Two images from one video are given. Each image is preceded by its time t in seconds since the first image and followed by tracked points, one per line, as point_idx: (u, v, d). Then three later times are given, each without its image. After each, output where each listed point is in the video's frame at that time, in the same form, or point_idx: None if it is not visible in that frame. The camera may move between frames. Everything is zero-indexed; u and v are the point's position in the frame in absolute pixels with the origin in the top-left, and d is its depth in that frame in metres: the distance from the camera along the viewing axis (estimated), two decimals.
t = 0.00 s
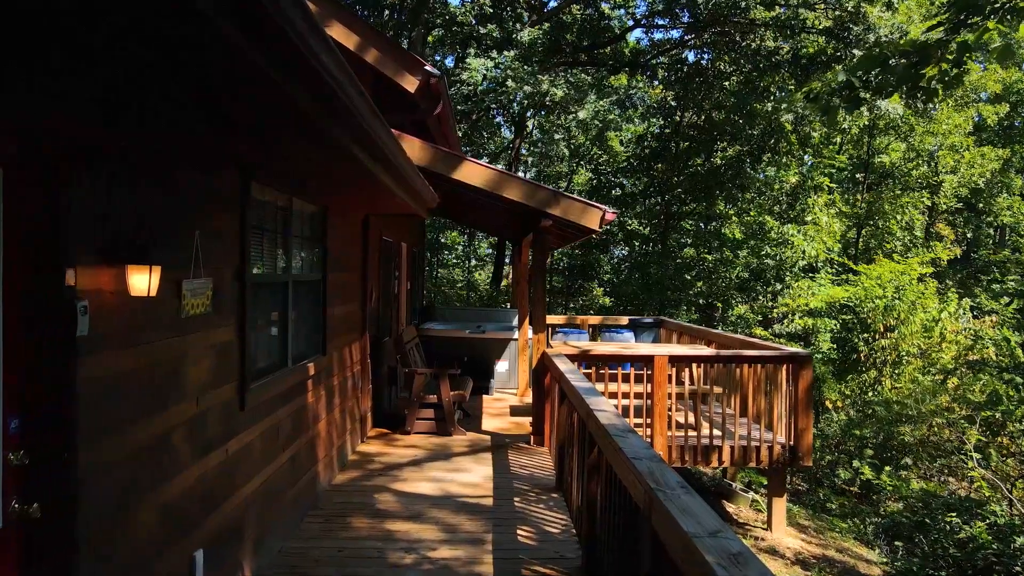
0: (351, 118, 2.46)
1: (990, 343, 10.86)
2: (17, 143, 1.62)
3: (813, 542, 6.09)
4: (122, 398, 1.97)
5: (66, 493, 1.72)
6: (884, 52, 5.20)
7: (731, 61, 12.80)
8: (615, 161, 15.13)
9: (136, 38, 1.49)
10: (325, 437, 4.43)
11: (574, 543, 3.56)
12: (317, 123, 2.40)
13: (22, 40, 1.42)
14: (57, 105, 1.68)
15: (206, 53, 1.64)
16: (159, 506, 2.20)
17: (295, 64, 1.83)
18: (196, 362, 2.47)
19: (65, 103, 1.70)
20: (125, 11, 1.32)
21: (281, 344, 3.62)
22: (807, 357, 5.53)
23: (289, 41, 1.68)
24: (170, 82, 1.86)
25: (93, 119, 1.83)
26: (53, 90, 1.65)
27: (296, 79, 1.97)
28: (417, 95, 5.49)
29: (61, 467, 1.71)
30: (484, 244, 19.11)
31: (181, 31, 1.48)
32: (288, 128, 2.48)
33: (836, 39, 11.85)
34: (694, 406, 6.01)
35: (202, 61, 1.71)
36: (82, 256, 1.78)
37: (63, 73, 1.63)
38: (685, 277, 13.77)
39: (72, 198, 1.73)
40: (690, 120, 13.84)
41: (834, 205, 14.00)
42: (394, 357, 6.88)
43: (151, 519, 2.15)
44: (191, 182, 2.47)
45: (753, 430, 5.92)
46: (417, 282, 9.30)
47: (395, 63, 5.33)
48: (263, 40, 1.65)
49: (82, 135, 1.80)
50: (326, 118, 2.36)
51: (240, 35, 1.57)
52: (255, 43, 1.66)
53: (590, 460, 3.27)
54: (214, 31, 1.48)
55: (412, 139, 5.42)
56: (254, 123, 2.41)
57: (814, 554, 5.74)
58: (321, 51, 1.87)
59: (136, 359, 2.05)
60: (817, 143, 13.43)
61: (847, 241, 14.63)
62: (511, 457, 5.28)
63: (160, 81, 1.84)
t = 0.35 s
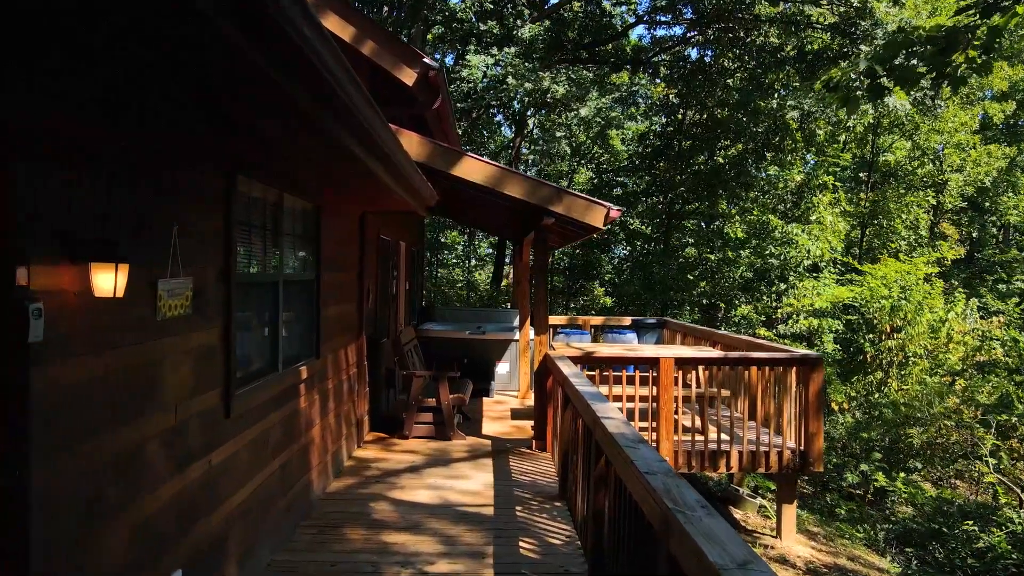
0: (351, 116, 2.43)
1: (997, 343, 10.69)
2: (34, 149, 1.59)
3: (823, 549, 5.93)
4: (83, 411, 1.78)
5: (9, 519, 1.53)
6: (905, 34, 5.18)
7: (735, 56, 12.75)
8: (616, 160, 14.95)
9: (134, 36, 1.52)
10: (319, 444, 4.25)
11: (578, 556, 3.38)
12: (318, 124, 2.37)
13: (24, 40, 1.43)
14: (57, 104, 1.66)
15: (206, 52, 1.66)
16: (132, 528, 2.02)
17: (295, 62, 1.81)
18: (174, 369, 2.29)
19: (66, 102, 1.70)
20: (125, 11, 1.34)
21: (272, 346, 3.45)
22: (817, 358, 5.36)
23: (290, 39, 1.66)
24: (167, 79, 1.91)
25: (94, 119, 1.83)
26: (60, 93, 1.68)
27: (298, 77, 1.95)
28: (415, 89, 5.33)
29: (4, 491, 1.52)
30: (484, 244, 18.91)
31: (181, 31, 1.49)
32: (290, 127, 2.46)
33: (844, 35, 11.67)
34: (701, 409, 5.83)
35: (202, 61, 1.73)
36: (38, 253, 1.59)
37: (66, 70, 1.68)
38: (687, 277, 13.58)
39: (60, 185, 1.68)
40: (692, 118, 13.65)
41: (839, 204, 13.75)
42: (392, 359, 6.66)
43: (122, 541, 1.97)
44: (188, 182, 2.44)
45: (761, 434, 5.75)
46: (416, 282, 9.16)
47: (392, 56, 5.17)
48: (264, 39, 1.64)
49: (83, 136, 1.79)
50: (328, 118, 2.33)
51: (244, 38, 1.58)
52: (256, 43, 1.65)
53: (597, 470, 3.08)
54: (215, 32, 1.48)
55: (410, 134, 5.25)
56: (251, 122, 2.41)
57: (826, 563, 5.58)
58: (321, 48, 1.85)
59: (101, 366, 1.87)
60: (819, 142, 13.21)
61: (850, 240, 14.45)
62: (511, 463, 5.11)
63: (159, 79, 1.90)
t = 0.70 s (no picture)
0: (351, 114, 2.40)
1: (1006, 344, 10.53)
2: (36, 152, 1.60)
3: (833, 558, 5.78)
4: (37, 428, 1.60)
5: None
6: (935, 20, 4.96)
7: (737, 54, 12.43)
8: (619, 159, 14.78)
9: (138, 35, 1.55)
10: (311, 453, 4.07)
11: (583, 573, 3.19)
12: (318, 124, 2.36)
13: (30, 39, 1.50)
14: (60, 101, 1.68)
15: (207, 52, 1.64)
16: (99, 554, 1.84)
17: (296, 62, 1.79)
18: (149, 378, 2.12)
19: (72, 101, 1.73)
20: (125, 10, 1.35)
21: (262, 352, 3.27)
22: (828, 362, 5.19)
23: (291, 38, 1.65)
24: (171, 78, 1.92)
25: (95, 119, 1.83)
26: (70, 95, 1.72)
27: (299, 78, 1.94)
28: (413, 82, 5.14)
29: None
30: (484, 244, 18.68)
31: (180, 30, 1.50)
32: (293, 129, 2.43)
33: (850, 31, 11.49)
34: (707, 414, 5.65)
35: (203, 61, 1.72)
36: None
37: (80, 65, 1.75)
38: (691, 277, 13.40)
39: (58, 183, 1.68)
40: (695, 115, 13.49)
41: (844, 203, 13.58)
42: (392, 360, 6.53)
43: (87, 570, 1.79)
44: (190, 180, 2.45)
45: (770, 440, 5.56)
46: (416, 282, 9.02)
47: (388, 47, 4.98)
48: (265, 39, 1.63)
49: (87, 135, 1.80)
50: (328, 118, 2.32)
51: (246, 37, 1.57)
52: (257, 43, 1.64)
53: (604, 483, 2.90)
54: (213, 31, 1.48)
55: (407, 129, 5.07)
56: (251, 124, 2.37)
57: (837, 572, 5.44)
58: (322, 49, 1.84)
59: (59, 381, 1.68)
60: (824, 141, 13.04)
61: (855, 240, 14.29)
62: (512, 469, 4.95)
63: (165, 77, 1.91)
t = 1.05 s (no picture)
0: (351, 114, 2.33)
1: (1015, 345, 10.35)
2: (36, 151, 1.58)
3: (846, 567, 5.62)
4: None
5: None
6: (966, 4, 4.78)
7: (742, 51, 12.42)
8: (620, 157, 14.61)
9: (138, 35, 1.52)
10: (304, 462, 3.88)
11: None
12: (318, 124, 2.31)
13: (31, 41, 1.49)
14: (62, 99, 1.66)
15: (207, 52, 1.60)
16: None
17: (296, 62, 1.76)
18: (120, 386, 1.95)
19: (72, 100, 1.70)
20: (124, 10, 1.33)
21: (250, 356, 3.10)
22: (841, 366, 5.00)
23: (291, 39, 1.61)
24: (172, 78, 1.89)
25: (95, 119, 1.80)
26: (70, 94, 1.70)
27: (300, 78, 1.91)
28: (411, 76, 4.96)
29: None
30: (485, 243, 18.37)
31: (181, 31, 1.47)
32: (293, 128, 2.39)
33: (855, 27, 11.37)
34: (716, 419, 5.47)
35: (203, 60, 1.68)
36: None
37: (80, 66, 1.73)
38: (694, 277, 13.20)
39: (59, 184, 1.66)
40: (698, 113, 13.32)
41: (849, 203, 13.43)
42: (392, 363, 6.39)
43: None
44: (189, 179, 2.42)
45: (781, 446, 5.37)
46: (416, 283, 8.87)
47: (385, 40, 4.80)
48: (265, 40, 1.60)
49: (87, 135, 1.77)
50: (328, 117, 2.26)
51: (245, 36, 1.53)
52: (256, 44, 1.61)
53: (613, 497, 2.73)
54: (214, 32, 1.44)
55: (404, 124, 4.89)
56: (251, 122, 2.34)
57: None
58: (322, 47, 1.79)
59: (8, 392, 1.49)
60: (829, 140, 12.83)
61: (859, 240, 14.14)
62: (515, 476, 4.78)
63: (165, 77, 1.89)
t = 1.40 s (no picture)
0: (351, 114, 2.22)
1: None
2: (36, 152, 1.57)
3: None
4: None
5: None
6: None
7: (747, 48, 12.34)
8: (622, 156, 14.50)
9: (137, 35, 1.49)
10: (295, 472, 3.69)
11: None
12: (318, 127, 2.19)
13: (27, 39, 1.47)
14: (63, 98, 1.66)
15: (208, 53, 1.54)
16: None
17: (296, 61, 1.69)
18: (82, 399, 1.77)
19: (72, 100, 1.69)
20: (122, 11, 1.29)
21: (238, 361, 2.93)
22: (854, 368, 4.81)
23: (290, 39, 1.55)
24: (170, 79, 1.86)
25: (96, 120, 1.81)
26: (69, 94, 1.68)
27: (301, 78, 1.82)
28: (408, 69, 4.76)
29: None
30: (484, 244, 18.15)
31: (180, 31, 1.41)
32: (292, 128, 2.29)
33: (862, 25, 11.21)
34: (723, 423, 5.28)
35: (203, 61, 1.61)
36: None
37: (79, 64, 1.70)
38: (698, 278, 13.00)
39: (59, 184, 1.65)
40: (702, 111, 13.13)
41: (853, 202, 13.29)
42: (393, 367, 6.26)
43: None
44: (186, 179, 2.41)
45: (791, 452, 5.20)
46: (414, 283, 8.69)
47: (381, 32, 4.59)
48: (265, 41, 1.54)
49: (86, 134, 1.77)
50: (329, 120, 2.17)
51: (245, 36, 1.46)
52: (257, 44, 1.53)
53: (622, 514, 2.54)
54: (213, 33, 1.38)
55: (401, 118, 4.71)
56: (252, 123, 2.28)
57: None
58: (323, 46, 1.71)
59: None
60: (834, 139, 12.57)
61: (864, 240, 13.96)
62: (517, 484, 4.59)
63: (164, 77, 1.84)
